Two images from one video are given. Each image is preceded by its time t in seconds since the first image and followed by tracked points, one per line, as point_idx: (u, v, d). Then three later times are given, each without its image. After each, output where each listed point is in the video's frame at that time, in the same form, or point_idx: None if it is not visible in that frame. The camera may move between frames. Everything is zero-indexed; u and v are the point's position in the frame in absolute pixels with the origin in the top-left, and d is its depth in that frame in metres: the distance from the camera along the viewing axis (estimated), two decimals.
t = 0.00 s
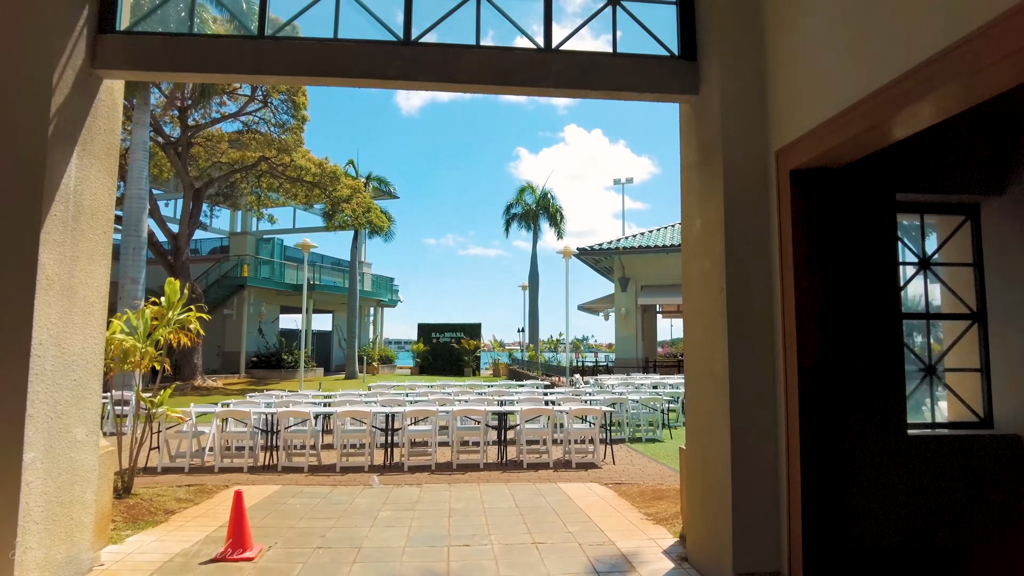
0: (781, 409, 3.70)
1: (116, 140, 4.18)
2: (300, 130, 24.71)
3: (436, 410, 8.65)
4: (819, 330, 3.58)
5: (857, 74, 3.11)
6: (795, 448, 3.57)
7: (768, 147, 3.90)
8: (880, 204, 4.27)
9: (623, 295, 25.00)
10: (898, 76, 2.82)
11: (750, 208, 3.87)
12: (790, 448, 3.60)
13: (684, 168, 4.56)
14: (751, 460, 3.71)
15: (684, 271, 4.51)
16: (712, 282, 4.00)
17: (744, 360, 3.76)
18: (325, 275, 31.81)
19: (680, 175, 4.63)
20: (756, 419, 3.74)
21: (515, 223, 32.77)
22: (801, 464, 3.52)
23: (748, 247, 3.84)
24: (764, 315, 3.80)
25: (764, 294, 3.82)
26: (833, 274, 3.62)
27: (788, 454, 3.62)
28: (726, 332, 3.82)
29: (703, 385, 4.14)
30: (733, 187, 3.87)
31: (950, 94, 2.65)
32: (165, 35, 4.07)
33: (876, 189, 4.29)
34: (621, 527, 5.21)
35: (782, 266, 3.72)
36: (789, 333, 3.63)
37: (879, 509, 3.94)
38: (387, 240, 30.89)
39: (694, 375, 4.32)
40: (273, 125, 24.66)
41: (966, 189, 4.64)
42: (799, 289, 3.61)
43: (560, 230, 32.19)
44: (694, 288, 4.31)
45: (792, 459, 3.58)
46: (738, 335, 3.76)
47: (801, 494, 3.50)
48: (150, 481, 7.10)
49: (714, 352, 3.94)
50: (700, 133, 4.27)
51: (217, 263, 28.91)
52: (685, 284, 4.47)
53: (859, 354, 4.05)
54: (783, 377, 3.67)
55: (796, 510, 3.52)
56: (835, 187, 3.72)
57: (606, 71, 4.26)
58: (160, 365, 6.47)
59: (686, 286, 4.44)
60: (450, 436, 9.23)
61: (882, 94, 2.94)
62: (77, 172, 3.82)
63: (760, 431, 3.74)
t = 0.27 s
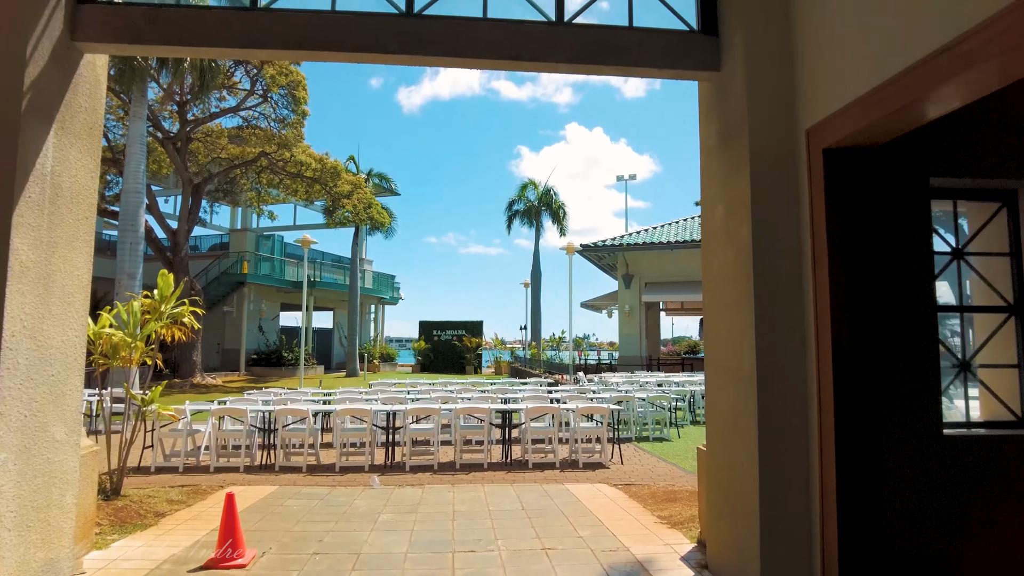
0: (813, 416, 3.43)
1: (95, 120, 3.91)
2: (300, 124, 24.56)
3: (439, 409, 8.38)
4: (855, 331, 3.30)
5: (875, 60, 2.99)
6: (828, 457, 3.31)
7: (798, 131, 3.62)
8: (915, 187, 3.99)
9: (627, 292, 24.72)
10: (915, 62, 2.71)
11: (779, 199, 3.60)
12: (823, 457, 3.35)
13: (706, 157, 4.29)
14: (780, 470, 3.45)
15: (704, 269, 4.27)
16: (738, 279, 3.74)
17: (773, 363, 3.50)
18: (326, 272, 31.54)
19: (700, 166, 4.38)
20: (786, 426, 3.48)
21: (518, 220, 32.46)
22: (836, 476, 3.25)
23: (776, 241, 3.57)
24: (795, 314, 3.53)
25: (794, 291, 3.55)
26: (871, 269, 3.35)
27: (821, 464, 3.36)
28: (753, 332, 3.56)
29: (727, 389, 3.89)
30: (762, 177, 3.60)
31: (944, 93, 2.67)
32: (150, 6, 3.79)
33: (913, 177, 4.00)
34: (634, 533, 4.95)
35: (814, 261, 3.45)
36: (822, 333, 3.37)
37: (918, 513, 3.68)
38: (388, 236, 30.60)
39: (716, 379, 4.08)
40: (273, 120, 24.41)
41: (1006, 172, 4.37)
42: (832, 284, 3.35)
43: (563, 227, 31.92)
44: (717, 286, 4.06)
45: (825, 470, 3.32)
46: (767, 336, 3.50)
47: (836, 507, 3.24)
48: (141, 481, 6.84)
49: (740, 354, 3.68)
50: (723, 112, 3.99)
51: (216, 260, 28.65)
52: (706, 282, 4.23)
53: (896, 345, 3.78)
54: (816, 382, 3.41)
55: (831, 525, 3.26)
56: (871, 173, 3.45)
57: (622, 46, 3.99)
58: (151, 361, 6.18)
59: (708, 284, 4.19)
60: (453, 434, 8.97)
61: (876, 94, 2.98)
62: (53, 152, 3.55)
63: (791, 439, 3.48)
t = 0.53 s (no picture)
0: (850, 433, 3.17)
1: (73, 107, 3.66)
2: (301, 121, 24.31)
3: (441, 412, 8.11)
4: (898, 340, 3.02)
5: (922, 37, 2.71)
6: (868, 477, 3.04)
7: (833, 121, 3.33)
8: (956, 179, 3.71)
9: (630, 291, 24.44)
10: (970, 39, 2.44)
11: (811, 197, 3.33)
12: (861, 478, 3.08)
13: (731, 151, 4.01)
14: (815, 492, 3.18)
15: (727, 273, 4.02)
16: (767, 284, 3.48)
17: (806, 375, 3.23)
18: (327, 271, 31.29)
19: (723, 162, 4.12)
20: (820, 443, 3.21)
21: (520, 218, 32.20)
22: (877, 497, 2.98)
23: (809, 243, 3.30)
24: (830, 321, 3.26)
25: (829, 297, 3.28)
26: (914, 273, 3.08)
27: (859, 485, 3.10)
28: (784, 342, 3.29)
29: (754, 403, 3.62)
30: (793, 173, 3.33)
31: (978, 87, 2.51)
32: None
33: (956, 172, 3.71)
34: (649, 547, 4.67)
35: (851, 265, 3.18)
36: (860, 343, 3.10)
37: (962, 532, 3.41)
38: (389, 235, 30.35)
39: (740, 391, 3.82)
40: (273, 118, 24.25)
41: None
42: (871, 285, 3.07)
43: (565, 225, 31.66)
44: (741, 291, 3.79)
45: (864, 492, 3.06)
46: (799, 346, 3.23)
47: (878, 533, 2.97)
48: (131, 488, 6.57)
49: (769, 366, 3.42)
50: (749, 99, 3.72)
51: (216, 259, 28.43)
52: (730, 287, 3.97)
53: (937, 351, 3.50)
54: (853, 396, 3.14)
55: (873, 553, 2.99)
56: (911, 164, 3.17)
57: (640, 28, 3.72)
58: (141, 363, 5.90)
59: (731, 289, 3.93)
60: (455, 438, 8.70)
61: (909, 85, 2.78)
62: (26, 140, 3.29)
63: (826, 458, 3.21)
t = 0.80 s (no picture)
0: (891, 441, 2.90)
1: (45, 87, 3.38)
2: (300, 119, 24.12)
3: (443, 414, 7.85)
4: (946, 342, 2.75)
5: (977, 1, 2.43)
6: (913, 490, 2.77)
7: (870, 102, 3.06)
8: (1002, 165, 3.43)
9: (633, 290, 24.17)
10: None
11: (846, 187, 3.06)
12: (905, 490, 2.80)
13: (756, 138, 3.73)
14: (854, 506, 2.91)
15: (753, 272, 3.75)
16: (797, 279, 3.21)
17: (843, 379, 2.97)
18: (327, 271, 31.02)
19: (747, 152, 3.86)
20: (857, 453, 2.94)
21: (521, 217, 31.92)
22: (924, 511, 2.71)
23: (843, 234, 3.05)
24: (867, 320, 3.01)
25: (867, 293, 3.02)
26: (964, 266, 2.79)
27: (903, 499, 2.82)
28: (818, 342, 3.03)
29: (783, 407, 3.36)
30: (826, 159, 3.06)
31: None
32: None
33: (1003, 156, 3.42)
34: (665, 558, 4.41)
35: (892, 259, 2.91)
36: (904, 342, 2.82)
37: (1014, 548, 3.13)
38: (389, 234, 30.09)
39: (768, 398, 3.54)
40: (272, 116, 24.21)
41: None
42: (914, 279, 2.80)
43: (567, 224, 31.40)
44: (769, 290, 3.52)
45: (911, 506, 2.77)
46: (834, 347, 2.97)
47: (928, 553, 2.68)
48: (119, 494, 6.30)
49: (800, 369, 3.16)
50: (777, 78, 3.45)
51: (215, 258, 28.23)
52: (756, 285, 3.70)
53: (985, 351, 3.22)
54: (896, 401, 2.87)
55: None
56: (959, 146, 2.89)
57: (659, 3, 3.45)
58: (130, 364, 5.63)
59: (757, 289, 3.67)
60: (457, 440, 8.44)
61: (959, 57, 2.51)
62: None
63: (866, 468, 2.94)
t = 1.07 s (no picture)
0: (943, 448, 2.61)
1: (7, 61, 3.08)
2: (298, 116, 23.81)
3: (445, 416, 7.57)
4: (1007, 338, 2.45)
5: None
6: (970, 504, 2.47)
7: (917, 77, 2.78)
8: None
9: (636, 289, 23.84)
10: None
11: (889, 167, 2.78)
12: (962, 504, 2.51)
13: (785, 120, 3.45)
14: (902, 522, 2.62)
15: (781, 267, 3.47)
16: (834, 271, 2.93)
17: (887, 381, 2.68)
18: (326, 270, 30.73)
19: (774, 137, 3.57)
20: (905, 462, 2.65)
21: (522, 215, 31.62)
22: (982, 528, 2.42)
23: (890, 222, 2.76)
24: (915, 318, 2.72)
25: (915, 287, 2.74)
26: None
27: (958, 513, 2.53)
28: (858, 341, 2.75)
29: (818, 411, 3.08)
30: (869, 139, 2.78)
31: None
32: None
33: None
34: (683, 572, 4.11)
35: (943, 247, 2.62)
36: (959, 342, 2.53)
37: None
38: (389, 232, 29.79)
39: (799, 402, 3.25)
40: (270, 113, 23.93)
41: None
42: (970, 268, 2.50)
43: (568, 223, 31.10)
44: (802, 286, 3.23)
45: (967, 523, 2.48)
46: (880, 347, 2.68)
47: None
48: (105, 501, 6.00)
49: (840, 371, 2.86)
50: (810, 53, 3.16)
51: (213, 257, 28.00)
52: (785, 281, 3.41)
53: None
54: (949, 407, 2.58)
55: None
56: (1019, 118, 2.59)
57: None
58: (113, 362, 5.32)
59: (788, 284, 3.38)
60: (459, 443, 8.15)
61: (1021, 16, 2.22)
62: None
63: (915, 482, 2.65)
